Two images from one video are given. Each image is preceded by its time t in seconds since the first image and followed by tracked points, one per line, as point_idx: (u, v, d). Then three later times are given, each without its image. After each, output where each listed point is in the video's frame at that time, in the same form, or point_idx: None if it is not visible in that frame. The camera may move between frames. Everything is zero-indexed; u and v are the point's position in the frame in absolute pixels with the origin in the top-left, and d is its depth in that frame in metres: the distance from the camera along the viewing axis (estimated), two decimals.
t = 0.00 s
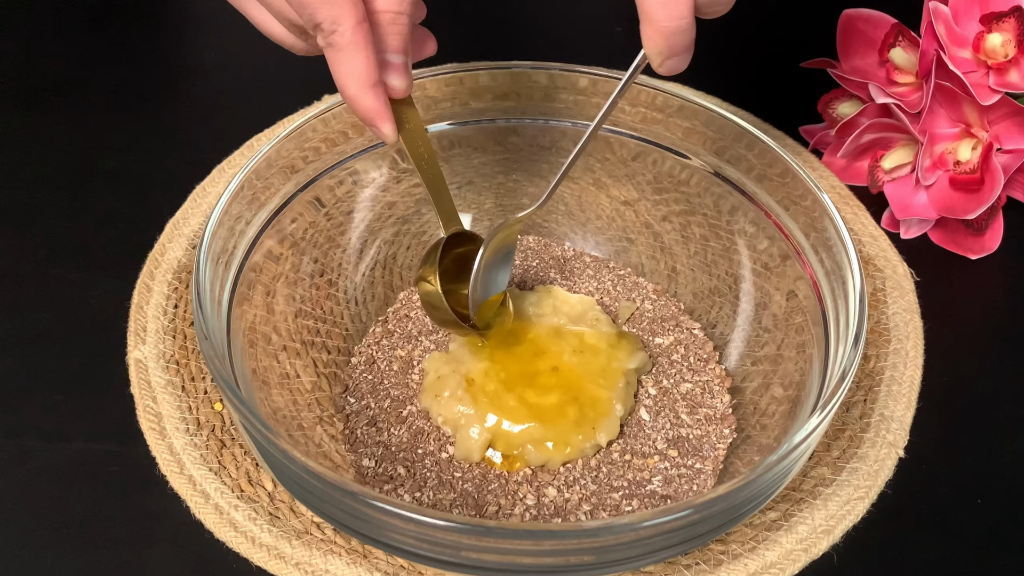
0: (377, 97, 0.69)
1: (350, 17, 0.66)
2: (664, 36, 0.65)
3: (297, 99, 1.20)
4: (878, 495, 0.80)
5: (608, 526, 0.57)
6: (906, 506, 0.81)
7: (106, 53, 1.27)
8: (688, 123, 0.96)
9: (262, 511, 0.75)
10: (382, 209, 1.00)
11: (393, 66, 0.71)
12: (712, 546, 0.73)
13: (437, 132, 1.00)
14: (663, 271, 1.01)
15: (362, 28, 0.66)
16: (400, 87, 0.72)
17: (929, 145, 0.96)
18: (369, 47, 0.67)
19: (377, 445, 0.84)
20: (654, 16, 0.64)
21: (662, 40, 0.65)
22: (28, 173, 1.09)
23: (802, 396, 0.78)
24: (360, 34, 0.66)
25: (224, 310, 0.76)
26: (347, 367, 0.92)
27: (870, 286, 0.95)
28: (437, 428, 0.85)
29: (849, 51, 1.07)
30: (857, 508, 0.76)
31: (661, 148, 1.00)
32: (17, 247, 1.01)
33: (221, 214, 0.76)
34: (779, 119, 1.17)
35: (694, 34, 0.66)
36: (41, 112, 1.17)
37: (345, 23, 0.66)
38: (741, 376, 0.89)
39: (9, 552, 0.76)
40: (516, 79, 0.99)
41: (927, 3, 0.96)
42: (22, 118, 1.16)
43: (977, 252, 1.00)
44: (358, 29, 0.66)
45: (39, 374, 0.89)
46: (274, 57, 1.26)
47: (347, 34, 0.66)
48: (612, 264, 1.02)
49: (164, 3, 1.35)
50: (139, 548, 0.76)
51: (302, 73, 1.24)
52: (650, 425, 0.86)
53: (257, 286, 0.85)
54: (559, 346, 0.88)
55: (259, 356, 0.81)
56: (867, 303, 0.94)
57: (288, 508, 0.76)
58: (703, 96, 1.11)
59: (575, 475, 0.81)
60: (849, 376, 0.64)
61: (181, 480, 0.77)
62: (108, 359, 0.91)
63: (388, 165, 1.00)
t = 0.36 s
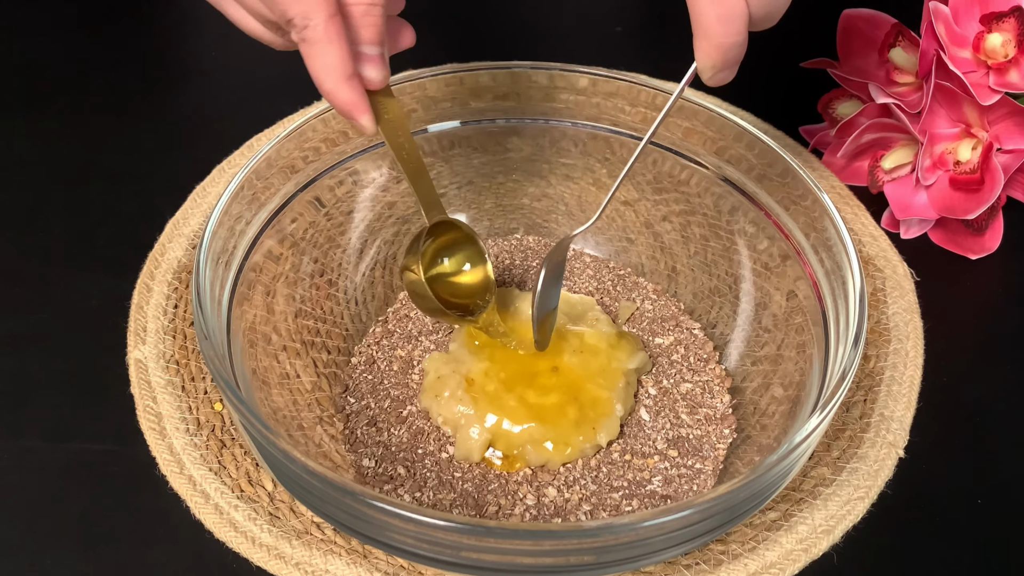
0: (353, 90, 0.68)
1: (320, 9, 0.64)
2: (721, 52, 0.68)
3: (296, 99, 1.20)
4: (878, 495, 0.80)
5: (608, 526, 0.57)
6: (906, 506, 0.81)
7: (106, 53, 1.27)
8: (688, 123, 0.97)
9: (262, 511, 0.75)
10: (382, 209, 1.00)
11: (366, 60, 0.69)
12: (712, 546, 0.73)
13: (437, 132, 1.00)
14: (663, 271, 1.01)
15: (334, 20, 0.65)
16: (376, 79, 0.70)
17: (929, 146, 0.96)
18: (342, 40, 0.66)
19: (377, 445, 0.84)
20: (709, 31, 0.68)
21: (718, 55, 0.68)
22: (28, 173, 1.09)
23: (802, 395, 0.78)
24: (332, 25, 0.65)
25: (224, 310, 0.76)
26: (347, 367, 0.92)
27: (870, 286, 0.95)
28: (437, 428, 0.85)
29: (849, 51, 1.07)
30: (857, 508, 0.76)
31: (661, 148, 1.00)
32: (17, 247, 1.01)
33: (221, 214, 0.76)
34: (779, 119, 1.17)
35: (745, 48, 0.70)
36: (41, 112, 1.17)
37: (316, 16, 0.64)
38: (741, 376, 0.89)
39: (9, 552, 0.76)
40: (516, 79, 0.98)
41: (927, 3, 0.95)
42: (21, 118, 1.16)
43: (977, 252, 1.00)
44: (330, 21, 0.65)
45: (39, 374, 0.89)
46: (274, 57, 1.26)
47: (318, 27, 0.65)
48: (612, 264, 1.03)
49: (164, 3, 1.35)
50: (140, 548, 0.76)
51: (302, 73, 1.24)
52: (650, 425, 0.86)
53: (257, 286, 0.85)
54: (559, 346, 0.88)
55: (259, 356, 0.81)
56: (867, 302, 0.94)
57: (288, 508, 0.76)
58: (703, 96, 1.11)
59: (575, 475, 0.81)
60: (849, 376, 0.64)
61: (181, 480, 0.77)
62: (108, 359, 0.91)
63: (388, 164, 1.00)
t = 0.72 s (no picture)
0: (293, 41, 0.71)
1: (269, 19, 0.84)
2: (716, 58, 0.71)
3: (296, 99, 1.20)
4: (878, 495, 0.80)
5: (608, 526, 0.57)
6: (906, 506, 0.81)
7: (106, 53, 1.27)
8: (688, 123, 0.97)
9: (262, 511, 0.75)
10: (383, 209, 0.99)
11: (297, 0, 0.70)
12: (712, 546, 0.73)
13: (438, 131, 0.98)
14: (662, 271, 1.01)
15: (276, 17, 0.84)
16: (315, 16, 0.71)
17: (929, 145, 0.96)
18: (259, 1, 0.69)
19: (377, 446, 0.84)
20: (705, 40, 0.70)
21: (712, 65, 0.71)
22: (28, 173, 1.09)
23: (802, 396, 0.78)
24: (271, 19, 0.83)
25: (224, 310, 0.76)
26: (347, 367, 0.92)
27: (870, 286, 0.95)
28: (437, 428, 0.85)
29: (849, 51, 1.07)
30: (857, 508, 0.76)
31: (661, 148, 1.00)
32: (17, 247, 1.01)
33: (221, 214, 0.76)
34: (779, 119, 1.17)
35: (737, 58, 0.72)
36: (42, 112, 1.17)
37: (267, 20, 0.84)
38: (741, 376, 0.89)
39: (9, 552, 0.76)
40: (516, 79, 0.99)
41: (927, 3, 0.96)
42: (22, 118, 1.16)
43: (977, 252, 1.00)
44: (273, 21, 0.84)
45: (39, 374, 0.89)
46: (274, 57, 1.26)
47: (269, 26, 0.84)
48: (612, 264, 1.03)
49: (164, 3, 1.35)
50: (139, 549, 0.76)
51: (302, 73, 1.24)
52: (650, 425, 0.86)
53: (258, 286, 0.85)
54: (559, 345, 0.88)
55: (259, 356, 0.81)
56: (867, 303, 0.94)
57: (288, 508, 0.76)
58: (703, 96, 1.11)
59: (575, 475, 0.81)
60: (849, 376, 0.64)
61: (181, 480, 0.77)
62: (108, 359, 0.91)
63: (389, 165, 0.98)
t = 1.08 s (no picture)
0: None
1: (258, 51, 0.83)
2: None
3: (296, 99, 1.20)
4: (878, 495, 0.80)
5: (608, 526, 0.57)
6: (906, 506, 0.81)
7: (106, 53, 1.27)
8: (688, 123, 0.97)
9: (262, 511, 0.75)
10: (382, 209, 1.00)
11: None
12: (713, 546, 0.73)
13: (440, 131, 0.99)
14: (662, 271, 1.01)
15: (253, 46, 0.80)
16: None
17: (929, 146, 0.96)
18: None
19: (377, 445, 0.84)
20: None
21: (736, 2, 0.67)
22: (28, 173, 1.09)
23: (802, 396, 0.78)
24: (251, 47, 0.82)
25: (224, 310, 0.76)
26: (347, 367, 0.92)
27: (871, 286, 0.95)
28: (437, 428, 0.85)
29: (848, 51, 1.07)
30: (857, 508, 0.76)
31: (661, 148, 1.00)
32: (17, 246, 1.01)
33: (220, 214, 0.76)
34: (779, 119, 1.17)
35: None
36: (42, 112, 1.17)
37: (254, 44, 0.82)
38: (741, 375, 0.89)
39: (9, 552, 0.76)
40: (516, 79, 0.99)
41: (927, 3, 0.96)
42: (22, 118, 1.16)
43: (977, 252, 1.00)
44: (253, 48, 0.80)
45: (39, 374, 0.89)
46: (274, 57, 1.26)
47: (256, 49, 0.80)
48: (612, 265, 1.03)
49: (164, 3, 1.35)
50: (139, 548, 0.76)
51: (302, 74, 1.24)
52: (650, 425, 0.86)
53: (257, 286, 0.85)
54: (559, 345, 0.88)
55: (259, 356, 0.81)
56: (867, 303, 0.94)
57: (288, 508, 0.76)
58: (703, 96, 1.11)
59: (575, 475, 0.81)
60: (849, 376, 0.64)
61: (181, 480, 0.77)
62: (108, 358, 0.91)
63: (388, 165, 1.00)
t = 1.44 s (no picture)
0: None
1: None
2: None
3: (296, 99, 1.20)
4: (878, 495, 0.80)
5: (608, 526, 0.57)
6: (907, 506, 0.81)
7: (106, 53, 1.27)
8: (688, 123, 0.97)
9: (262, 511, 0.75)
10: (383, 209, 1.00)
11: None
12: (712, 546, 0.73)
13: (438, 132, 1.01)
14: (662, 271, 1.01)
15: None
16: None
17: (929, 146, 0.96)
18: None
19: (377, 445, 0.84)
20: None
21: None
22: (28, 173, 1.09)
23: (802, 396, 0.78)
24: None
25: (224, 310, 0.76)
26: (347, 367, 0.92)
27: (870, 286, 0.95)
28: (437, 428, 0.85)
29: (849, 51, 1.07)
30: (857, 508, 0.76)
31: (661, 148, 1.00)
32: (17, 246, 1.01)
33: (220, 214, 0.76)
34: (779, 119, 1.17)
35: None
36: (42, 112, 1.17)
37: None
38: (741, 375, 0.89)
39: (9, 552, 0.76)
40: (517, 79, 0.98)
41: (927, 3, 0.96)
42: (22, 117, 1.16)
43: (977, 252, 1.00)
44: None
45: (39, 375, 0.89)
46: (274, 58, 1.27)
47: None
48: (612, 264, 1.02)
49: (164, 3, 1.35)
50: (139, 549, 0.76)
51: (302, 74, 1.24)
52: (650, 425, 0.86)
53: (258, 286, 0.85)
54: (559, 345, 0.88)
55: (259, 356, 0.81)
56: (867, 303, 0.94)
57: (288, 508, 0.76)
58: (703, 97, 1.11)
59: (575, 476, 0.81)
60: (849, 376, 0.64)
61: (181, 480, 0.77)
62: (108, 359, 0.91)
63: (388, 165, 1.00)
